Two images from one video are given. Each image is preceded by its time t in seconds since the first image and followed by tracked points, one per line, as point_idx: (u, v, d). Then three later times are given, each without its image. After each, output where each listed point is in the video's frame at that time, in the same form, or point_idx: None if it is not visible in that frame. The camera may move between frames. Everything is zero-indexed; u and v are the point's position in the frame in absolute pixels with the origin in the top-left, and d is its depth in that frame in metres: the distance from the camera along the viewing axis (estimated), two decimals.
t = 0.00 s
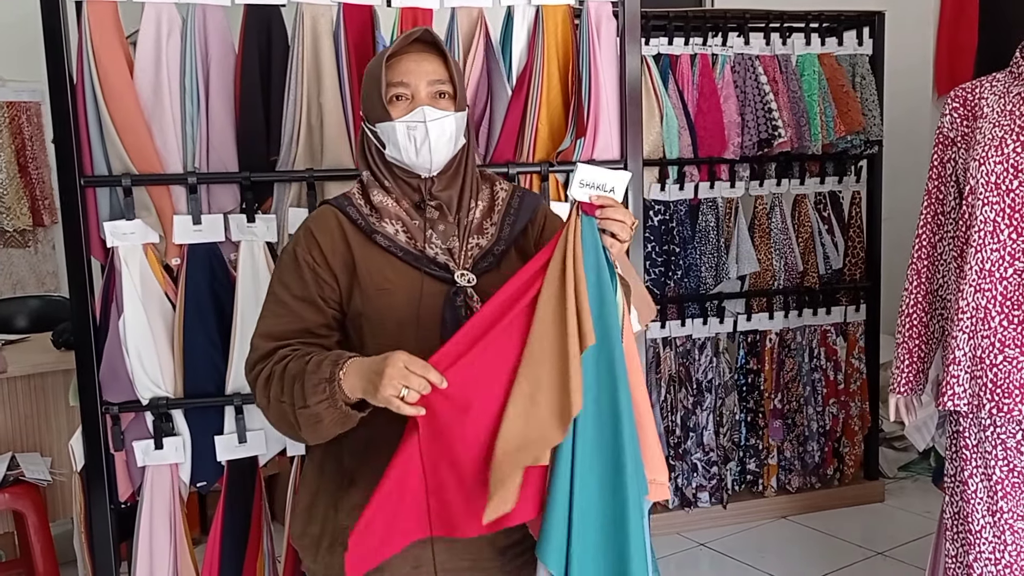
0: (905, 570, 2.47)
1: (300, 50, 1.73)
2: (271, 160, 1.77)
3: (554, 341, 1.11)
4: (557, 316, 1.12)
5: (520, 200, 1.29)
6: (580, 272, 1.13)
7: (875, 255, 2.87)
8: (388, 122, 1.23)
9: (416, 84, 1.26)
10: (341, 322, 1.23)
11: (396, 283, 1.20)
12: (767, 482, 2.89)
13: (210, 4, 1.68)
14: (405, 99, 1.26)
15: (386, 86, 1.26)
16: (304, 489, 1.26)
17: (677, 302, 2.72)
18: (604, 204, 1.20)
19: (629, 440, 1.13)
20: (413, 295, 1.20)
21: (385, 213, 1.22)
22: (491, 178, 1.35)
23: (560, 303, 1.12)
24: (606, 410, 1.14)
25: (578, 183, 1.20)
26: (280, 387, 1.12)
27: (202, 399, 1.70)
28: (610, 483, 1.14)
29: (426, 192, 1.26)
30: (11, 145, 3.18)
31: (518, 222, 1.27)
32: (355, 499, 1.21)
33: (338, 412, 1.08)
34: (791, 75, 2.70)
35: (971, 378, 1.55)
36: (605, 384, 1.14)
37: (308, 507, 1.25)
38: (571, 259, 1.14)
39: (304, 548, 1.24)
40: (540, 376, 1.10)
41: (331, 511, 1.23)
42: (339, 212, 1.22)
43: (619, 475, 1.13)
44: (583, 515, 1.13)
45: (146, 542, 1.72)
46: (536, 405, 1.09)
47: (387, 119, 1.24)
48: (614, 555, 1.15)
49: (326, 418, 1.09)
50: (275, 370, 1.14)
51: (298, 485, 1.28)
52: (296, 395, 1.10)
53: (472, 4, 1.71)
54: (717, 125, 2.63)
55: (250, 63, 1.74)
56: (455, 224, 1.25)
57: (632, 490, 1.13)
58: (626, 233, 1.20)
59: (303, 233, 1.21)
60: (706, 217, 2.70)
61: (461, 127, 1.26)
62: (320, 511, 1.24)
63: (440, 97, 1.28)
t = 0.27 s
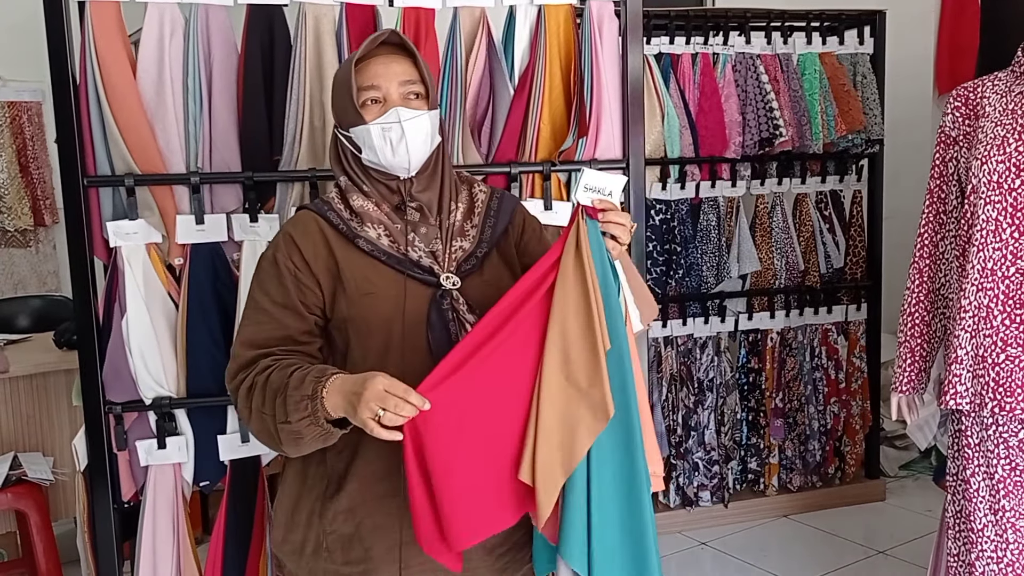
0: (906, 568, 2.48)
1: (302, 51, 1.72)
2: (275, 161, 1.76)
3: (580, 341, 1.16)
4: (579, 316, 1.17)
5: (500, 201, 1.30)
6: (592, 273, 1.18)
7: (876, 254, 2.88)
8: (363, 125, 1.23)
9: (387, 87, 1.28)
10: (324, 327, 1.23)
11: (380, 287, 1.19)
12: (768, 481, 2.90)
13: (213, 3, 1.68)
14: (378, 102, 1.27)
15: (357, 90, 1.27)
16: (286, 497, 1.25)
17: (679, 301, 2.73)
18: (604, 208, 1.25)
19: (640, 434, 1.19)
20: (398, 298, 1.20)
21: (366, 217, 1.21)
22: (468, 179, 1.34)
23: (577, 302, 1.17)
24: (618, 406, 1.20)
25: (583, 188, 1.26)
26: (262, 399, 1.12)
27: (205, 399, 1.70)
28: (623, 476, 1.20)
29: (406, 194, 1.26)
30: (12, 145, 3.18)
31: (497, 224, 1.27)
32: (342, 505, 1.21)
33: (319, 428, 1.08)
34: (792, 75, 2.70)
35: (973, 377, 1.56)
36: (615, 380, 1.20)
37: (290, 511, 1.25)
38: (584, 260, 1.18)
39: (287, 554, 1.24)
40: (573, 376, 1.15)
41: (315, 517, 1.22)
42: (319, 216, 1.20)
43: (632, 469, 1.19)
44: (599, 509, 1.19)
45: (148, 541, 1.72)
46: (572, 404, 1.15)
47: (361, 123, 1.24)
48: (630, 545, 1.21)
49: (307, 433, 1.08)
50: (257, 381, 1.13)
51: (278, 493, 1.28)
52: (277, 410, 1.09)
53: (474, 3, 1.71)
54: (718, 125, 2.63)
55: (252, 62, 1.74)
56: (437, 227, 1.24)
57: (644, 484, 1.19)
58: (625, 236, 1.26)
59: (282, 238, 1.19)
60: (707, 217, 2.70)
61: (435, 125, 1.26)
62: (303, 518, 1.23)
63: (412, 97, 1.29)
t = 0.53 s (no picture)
0: (908, 568, 2.48)
1: (304, 50, 1.72)
2: (277, 160, 1.76)
3: (586, 353, 1.14)
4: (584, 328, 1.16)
5: (486, 201, 1.31)
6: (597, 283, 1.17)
7: (878, 253, 2.88)
8: (348, 126, 1.23)
9: (372, 87, 1.28)
10: (311, 330, 1.22)
11: (367, 288, 1.19)
12: (769, 480, 2.90)
13: (216, 3, 1.68)
14: (363, 102, 1.28)
15: (342, 90, 1.27)
16: (273, 500, 1.24)
17: (679, 301, 2.72)
18: (604, 216, 1.25)
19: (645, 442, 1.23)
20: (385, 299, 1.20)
21: (352, 219, 1.21)
22: (454, 180, 1.35)
23: (581, 313, 1.16)
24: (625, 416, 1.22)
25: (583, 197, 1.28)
26: (241, 396, 1.11)
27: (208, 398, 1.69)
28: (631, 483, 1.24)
29: (391, 194, 1.26)
30: (13, 144, 3.19)
31: (485, 224, 1.28)
32: (331, 508, 1.19)
33: (298, 411, 1.07)
34: (794, 74, 2.70)
35: (976, 376, 1.56)
36: (621, 391, 1.20)
37: (278, 514, 1.24)
38: (589, 269, 1.17)
39: (276, 558, 1.23)
40: (580, 387, 1.14)
41: (303, 520, 1.21)
42: (304, 220, 1.20)
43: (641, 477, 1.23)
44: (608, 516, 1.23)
45: (151, 540, 1.71)
46: (576, 418, 1.14)
47: (346, 124, 1.24)
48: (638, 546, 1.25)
49: (287, 419, 1.08)
50: (236, 381, 1.13)
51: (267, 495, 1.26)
52: (254, 401, 1.09)
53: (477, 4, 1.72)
54: (720, 124, 2.63)
55: (255, 61, 1.74)
56: (423, 228, 1.25)
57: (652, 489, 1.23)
58: (621, 243, 1.27)
59: (266, 241, 1.18)
60: (709, 216, 2.70)
61: (420, 125, 1.27)
62: (292, 521, 1.22)
63: (396, 97, 1.29)
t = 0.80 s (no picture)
0: (910, 566, 2.48)
1: (307, 48, 1.72)
2: (280, 159, 1.76)
3: (572, 355, 1.19)
4: (571, 331, 1.20)
5: (483, 201, 1.30)
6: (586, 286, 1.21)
7: (879, 252, 2.88)
8: (350, 122, 1.23)
9: (376, 84, 1.28)
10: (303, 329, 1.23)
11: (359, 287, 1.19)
12: (771, 479, 2.90)
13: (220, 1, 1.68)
14: (366, 99, 1.28)
15: (346, 87, 1.27)
16: (268, 500, 1.23)
17: (682, 300, 2.74)
18: (595, 219, 1.27)
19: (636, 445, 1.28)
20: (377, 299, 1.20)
21: (346, 219, 1.21)
22: (453, 178, 1.34)
23: (567, 315, 1.20)
24: (615, 419, 1.27)
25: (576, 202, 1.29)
26: (221, 385, 1.12)
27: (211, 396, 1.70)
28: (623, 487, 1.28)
29: (388, 193, 1.26)
30: (15, 143, 3.19)
31: (480, 223, 1.28)
32: (323, 509, 1.18)
33: (265, 384, 1.07)
34: (796, 73, 2.70)
35: (979, 375, 1.55)
36: (610, 393, 1.26)
37: (273, 514, 1.23)
38: (577, 272, 1.21)
39: (271, 559, 1.22)
40: (567, 390, 1.19)
41: (298, 520, 1.20)
42: (299, 219, 1.20)
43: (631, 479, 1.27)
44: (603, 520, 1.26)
45: (154, 539, 1.71)
46: (563, 423, 1.18)
47: (347, 119, 1.24)
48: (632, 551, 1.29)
49: (256, 395, 1.07)
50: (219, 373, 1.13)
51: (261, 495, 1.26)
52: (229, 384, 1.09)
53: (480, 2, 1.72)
54: (722, 123, 2.63)
55: (258, 60, 1.74)
56: (418, 227, 1.24)
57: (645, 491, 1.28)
58: (611, 248, 1.28)
59: (261, 241, 1.19)
60: (711, 215, 2.70)
61: (422, 125, 1.27)
62: (286, 521, 1.21)
63: (400, 96, 1.29)
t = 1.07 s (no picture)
0: (913, 567, 2.48)
1: (310, 49, 1.72)
2: (283, 159, 1.77)
3: (551, 367, 1.15)
4: (552, 343, 1.15)
5: (486, 204, 1.28)
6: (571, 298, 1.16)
7: (882, 252, 2.88)
8: (351, 122, 1.25)
9: (381, 85, 1.28)
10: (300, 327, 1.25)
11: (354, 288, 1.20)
12: (773, 479, 2.90)
13: (223, 2, 1.68)
14: (369, 99, 1.27)
15: (350, 86, 1.28)
16: (266, 500, 1.25)
17: (684, 300, 2.73)
18: (588, 230, 1.22)
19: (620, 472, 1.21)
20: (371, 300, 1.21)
21: (344, 218, 1.21)
22: (458, 180, 1.32)
23: (548, 326, 1.16)
24: (598, 439, 1.21)
25: (567, 208, 1.36)
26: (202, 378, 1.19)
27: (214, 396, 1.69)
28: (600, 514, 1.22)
29: (387, 195, 1.26)
30: (18, 144, 3.20)
31: (481, 227, 1.26)
32: (315, 510, 1.19)
33: (230, 376, 1.14)
34: (798, 73, 2.71)
35: (982, 375, 1.56)
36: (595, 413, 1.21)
37: (270, 514, 1.24)
38: (560, 282, 1.17)
39: (267, 558, 1.23)
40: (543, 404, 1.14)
41: (293, 520, 1.21)
42: (298, 219, 1.22)
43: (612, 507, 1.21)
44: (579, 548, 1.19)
45: (158, 538, 1.72)
46: (538, 438, 1.14)
47: (349, 118, 1.25)
48: None
49: (222, 387, 1.14)
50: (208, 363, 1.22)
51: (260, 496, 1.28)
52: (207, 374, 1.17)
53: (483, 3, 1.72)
54: (724, 123, 2.63)
55: (261, 62, 1.75)
56: (416, 229, 1.24)
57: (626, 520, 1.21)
58: (604, 262, 1.22)
59: (261, 240, 1.22)
60: (713, 215, 2.70)
61: (425, 131, 1.28)
62: (283, 520, 1.22)
63: (404, 98, 1.29)
